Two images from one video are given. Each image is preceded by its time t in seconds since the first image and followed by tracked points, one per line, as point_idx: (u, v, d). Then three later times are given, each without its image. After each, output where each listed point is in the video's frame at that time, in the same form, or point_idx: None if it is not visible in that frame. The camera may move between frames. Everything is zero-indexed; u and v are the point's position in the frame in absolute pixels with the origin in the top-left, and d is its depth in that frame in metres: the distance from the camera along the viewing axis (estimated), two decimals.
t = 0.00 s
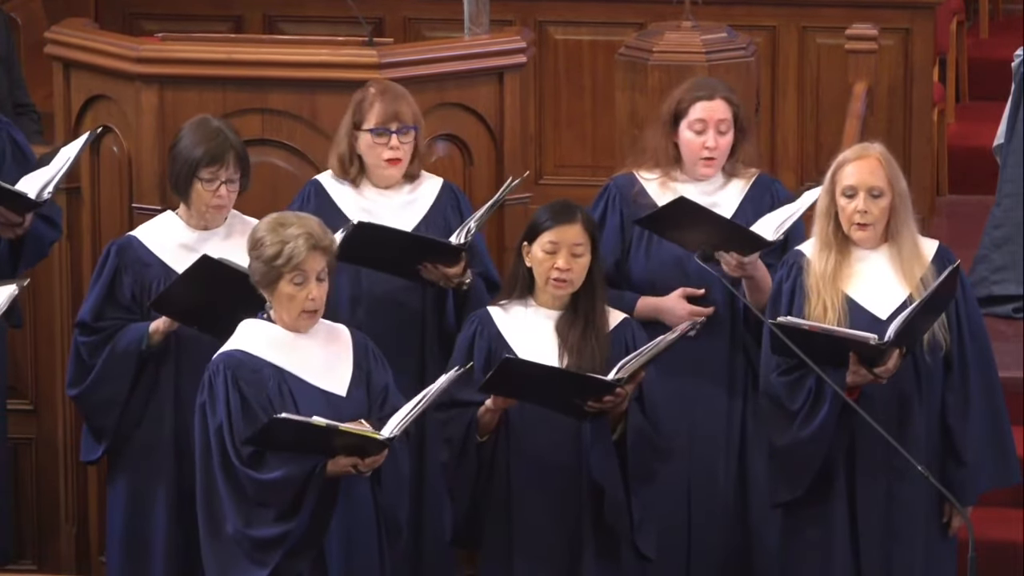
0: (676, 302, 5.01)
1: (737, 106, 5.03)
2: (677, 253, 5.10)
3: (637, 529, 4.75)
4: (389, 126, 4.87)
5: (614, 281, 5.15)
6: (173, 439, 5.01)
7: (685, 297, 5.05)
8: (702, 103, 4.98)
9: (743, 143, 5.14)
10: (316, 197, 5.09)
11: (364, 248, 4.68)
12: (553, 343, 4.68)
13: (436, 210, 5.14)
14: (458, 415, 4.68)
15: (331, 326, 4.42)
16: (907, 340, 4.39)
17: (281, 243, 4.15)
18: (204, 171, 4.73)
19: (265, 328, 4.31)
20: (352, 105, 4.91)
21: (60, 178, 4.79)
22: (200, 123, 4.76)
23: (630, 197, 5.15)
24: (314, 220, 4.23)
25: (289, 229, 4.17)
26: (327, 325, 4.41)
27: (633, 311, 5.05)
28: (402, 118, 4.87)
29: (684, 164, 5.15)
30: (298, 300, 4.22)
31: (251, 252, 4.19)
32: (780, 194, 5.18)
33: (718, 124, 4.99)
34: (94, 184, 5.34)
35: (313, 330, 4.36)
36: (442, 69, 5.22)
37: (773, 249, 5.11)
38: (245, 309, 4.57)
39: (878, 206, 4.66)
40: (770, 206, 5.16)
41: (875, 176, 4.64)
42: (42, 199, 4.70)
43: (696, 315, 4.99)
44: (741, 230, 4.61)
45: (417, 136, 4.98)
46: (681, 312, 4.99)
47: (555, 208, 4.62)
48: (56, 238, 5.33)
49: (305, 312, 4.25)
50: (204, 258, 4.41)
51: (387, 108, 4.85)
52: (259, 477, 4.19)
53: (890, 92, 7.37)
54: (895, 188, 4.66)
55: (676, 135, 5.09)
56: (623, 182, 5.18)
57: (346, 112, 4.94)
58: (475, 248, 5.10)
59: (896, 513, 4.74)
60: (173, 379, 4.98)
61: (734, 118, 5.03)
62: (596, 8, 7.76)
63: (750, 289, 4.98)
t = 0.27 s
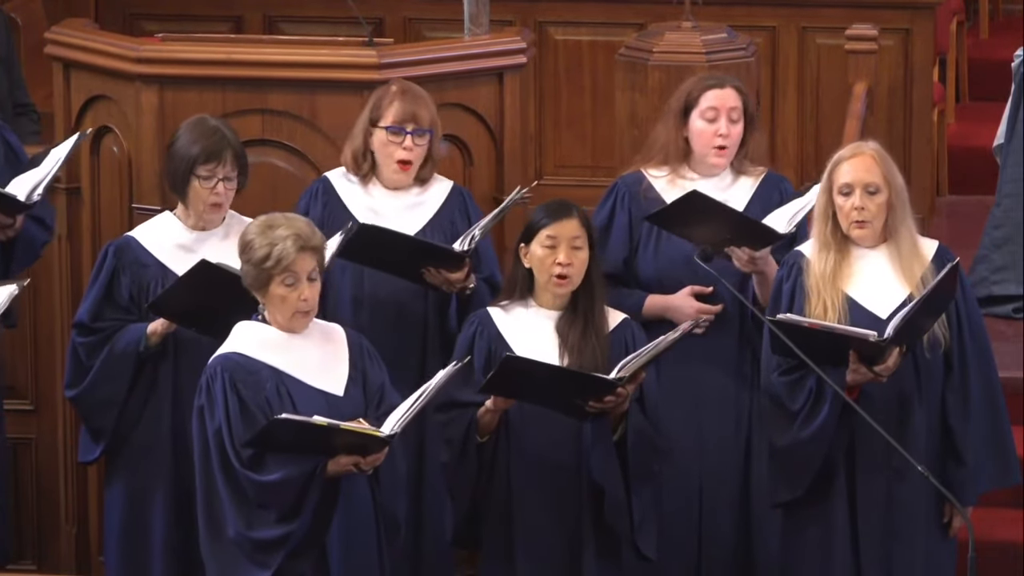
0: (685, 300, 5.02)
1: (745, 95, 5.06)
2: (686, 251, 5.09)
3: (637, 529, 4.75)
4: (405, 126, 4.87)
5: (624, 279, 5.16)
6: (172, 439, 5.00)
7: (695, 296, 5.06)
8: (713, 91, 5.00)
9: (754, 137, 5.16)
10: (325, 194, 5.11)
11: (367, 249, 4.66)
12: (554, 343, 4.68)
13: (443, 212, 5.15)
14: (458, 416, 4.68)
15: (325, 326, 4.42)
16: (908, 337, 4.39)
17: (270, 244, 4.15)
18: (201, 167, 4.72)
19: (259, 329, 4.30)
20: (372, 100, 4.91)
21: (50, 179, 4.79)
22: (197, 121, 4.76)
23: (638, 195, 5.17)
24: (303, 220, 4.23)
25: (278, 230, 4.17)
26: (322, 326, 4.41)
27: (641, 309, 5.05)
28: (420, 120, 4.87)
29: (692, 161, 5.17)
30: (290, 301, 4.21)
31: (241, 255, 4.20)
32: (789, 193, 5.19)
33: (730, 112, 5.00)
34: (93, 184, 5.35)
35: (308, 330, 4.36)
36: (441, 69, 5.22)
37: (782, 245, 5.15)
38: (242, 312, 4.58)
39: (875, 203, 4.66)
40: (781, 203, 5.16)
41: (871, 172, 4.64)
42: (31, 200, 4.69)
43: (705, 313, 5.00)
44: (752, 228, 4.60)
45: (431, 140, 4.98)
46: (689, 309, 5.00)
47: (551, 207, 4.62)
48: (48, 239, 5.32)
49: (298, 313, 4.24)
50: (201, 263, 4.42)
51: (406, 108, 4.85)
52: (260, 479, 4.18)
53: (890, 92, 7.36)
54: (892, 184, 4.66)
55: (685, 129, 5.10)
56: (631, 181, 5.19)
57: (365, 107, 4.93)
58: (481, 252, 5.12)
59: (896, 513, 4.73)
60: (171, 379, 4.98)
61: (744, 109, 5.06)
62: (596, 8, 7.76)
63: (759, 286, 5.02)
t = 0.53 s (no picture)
0: (702, 296, 5.04)
1: (760, 92, 5.10)
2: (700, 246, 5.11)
3: (638, 528, 4.74)
4: (419, 130, 4.88)
5: (638, 277, 5.18)
6: (171, 439, 5.01)
7: (712, 293, 5.06)
8: (729, 86, 5.04)
9: (767, 136, 5.18)
10: (332, 191, 5.11)
11: (371, 251, 4.67)
12: (551, 341, 4.68)
13: (450, 215, 5.13)
14: (459, 417, 4.68)
15: (322, 324, 4.41)
16: (906, 336, 4.39)
17: (261, 246, 4.15)
18: (196, 163, 4.72)
19: (255, 329, 4.30)
20: (389, 100, 4.92)
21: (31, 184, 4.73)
22: (192, 120, 4.76)
23: (653, 193, 5.18)
24: (293, 221, 4.23)
25: (268, 231, 4.17)
26: (319, 325, 4.40)
27: (657, 309, 5.07)
28: (434, 125, 4.88)
29: (706, 159, 5.20)
30: (285, 302, 4.21)
31: (235, 258, 4.20)
32: (802, 192, 5.21)
33: (746, 106, 5.03)
34: (93, 183, 5.36)
35: (304, 330, 4.35)
36: (441, 69, 5.22)
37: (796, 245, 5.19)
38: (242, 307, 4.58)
39: (873, 204, 4.65)
40: (794, 203, 5.18)
41: (870, 175, 4.64)
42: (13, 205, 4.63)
43: (722, 309, 5.02)
44: (770, 222, 4.74)
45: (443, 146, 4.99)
46: (707, 306, 5.02)
47: (547, 207, 4.62)
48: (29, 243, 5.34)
49: (293, 313, 4.24)
50: (202, 256, 4.42)
51: (422, 111, 4.86)
52: (261, 480, 4.18)
53: (890, 93, 7.33)
54: (891, 186, 4.65)
55: (701, 123, 5.11)
56: (646, 179, 5.20)
57: (381, 106, 4.94)
58: (487, 255, 5.14)
59: (897, 513, 4.73)
60: (169, 379, 4.98)
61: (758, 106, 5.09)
62: (596, 8, 7.76)
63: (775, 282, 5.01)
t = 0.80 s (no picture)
0: (716, 295, 5.03)
1: (763, 93, 5.08)
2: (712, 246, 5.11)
3: (637, 528, 4.74)
4: (430, 136, 4.88)
5: (650, 278, 5.18)
6: (170, 439, 5.01)
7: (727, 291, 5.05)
8: (731, 91, 5.02)
9: (772, 135, 5.20)
10: (338, 191, 5.10)
11: (374, 255, 4.66)
12: (551, 341, 4.68)
13: (456, 219, 5.14)
14: (459, 417, 4.68)
15: (319, 324, 4.42)
16: (905, 338, 4.39)
17: (256, 249, 4.14)
18: (193, 162, 4.72)
19: (252, 330, 4.30)
20: (399, 104, 4.90)
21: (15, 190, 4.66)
22: (189, 120, 4.76)
23: (664, 195, 5.18)
24: (286, 221, 4.21)
25: (262, 234, 4.15)
26: (316, 325, 4.40)
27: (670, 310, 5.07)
28: (444, 130, 4.88)
29: (714, 160, 5.18)
30: (281, 303, 4.21)
31: (229, 261, 4.19)
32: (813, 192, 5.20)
33: (750, 109, 5.02)
34: (93, 182, 5.38)
35: (303, 329, 4.36)
36: (443, 69, 5.22)
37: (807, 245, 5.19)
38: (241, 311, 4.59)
39: (872, 208, 4.65)
40: (804, 202, 5.18)
41: (869, 178, 4.63)
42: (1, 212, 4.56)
43: (736, 309, 5.03)
44: (778, 223, 4.84)
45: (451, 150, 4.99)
46: (722, 305, 5.02)
47: (549, 208, 4.61)
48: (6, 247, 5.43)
49: (290, 313, 4.24)
50: (197, 264, 4.44)
51: (433, 117, 4.86)
52: (262, 482, 4.17)
53: (890, 93, 7.33)
54: (891, 189, 4.65)
55: (707, 128, 5.11)
56: (656, 181, 5.20)
57: (390, 110, 4.93)
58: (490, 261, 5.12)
59: (894, 513, 4.73)
60: (167, 379, 4.98)
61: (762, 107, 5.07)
62: (596, 8, 7.76)
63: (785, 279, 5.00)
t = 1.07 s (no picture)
0: (722, 295, 5.04)
1: (762, 92, 5.07)
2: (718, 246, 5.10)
3: (638, 528, 4.74)
4: (433, 134, 4.87)
5: (656, 278, 5.18)
6: (170, 439, 5.01)
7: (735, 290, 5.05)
8: (729, 89, 5.02)
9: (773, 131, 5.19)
10: (340, 192, 5.10)
11: (377, 254, 4.68)
12: (553, 342, 4.67)
13: (458, 219, 5.14)
14: (460, 418, 4.68)
15: (318, 324, 4.41)
16: (905, 337, 4.39)
17: (250, 252, 4.14)
18: (193, 160, 4.72)
19: (249, 332, 4.30)
20: (401, 103, 4.90)
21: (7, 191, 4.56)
22: (188, 119, 4.76)
23: (669, 197, 5.18)
24: (280, 222, 4.21)
25: (257, 236, 4.15)
26: (315, 325, 4.40)
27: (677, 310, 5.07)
28: (447, 129, 4.87)
29: (719, 160, 5.18)
30: (279, 305, 4.21)
31: (226, 264, 4.19)
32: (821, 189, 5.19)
33: (747, 108, 5.01)
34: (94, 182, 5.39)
35: (301, 329, 4.35)
36: (442, 69, 5.22)
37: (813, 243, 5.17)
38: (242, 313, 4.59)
39: (870, 206, 4.65)
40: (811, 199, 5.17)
41: (867, 176, 4.63)
42: None
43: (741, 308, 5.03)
44: (781, 223, 4.85)
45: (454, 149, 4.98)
46: (727, 304, 5.02)
47: (554, 208, 4.61)
48: None
49: (288, 314, 4.23)
50: (197, 267, 4.45)
51: (436, 116, 4.85)
52: (263, 485, 4.18)
53: (890, 93, 7.32)
54: (889, 187, 4.65)
55: (708, 133, 5.12)
56: (661, 182, 5.21)
57: (393, 110, 4.93)
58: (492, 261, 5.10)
59: (894, 514, 4.72)
60: (166, 379, 4.97)
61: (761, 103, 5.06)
62: (596, 8, 7.76)
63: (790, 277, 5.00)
